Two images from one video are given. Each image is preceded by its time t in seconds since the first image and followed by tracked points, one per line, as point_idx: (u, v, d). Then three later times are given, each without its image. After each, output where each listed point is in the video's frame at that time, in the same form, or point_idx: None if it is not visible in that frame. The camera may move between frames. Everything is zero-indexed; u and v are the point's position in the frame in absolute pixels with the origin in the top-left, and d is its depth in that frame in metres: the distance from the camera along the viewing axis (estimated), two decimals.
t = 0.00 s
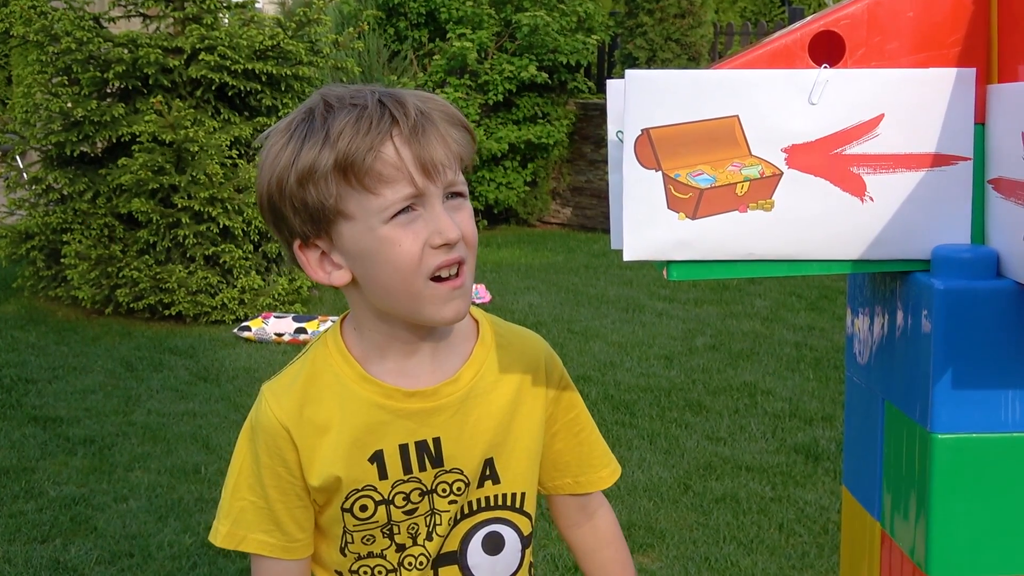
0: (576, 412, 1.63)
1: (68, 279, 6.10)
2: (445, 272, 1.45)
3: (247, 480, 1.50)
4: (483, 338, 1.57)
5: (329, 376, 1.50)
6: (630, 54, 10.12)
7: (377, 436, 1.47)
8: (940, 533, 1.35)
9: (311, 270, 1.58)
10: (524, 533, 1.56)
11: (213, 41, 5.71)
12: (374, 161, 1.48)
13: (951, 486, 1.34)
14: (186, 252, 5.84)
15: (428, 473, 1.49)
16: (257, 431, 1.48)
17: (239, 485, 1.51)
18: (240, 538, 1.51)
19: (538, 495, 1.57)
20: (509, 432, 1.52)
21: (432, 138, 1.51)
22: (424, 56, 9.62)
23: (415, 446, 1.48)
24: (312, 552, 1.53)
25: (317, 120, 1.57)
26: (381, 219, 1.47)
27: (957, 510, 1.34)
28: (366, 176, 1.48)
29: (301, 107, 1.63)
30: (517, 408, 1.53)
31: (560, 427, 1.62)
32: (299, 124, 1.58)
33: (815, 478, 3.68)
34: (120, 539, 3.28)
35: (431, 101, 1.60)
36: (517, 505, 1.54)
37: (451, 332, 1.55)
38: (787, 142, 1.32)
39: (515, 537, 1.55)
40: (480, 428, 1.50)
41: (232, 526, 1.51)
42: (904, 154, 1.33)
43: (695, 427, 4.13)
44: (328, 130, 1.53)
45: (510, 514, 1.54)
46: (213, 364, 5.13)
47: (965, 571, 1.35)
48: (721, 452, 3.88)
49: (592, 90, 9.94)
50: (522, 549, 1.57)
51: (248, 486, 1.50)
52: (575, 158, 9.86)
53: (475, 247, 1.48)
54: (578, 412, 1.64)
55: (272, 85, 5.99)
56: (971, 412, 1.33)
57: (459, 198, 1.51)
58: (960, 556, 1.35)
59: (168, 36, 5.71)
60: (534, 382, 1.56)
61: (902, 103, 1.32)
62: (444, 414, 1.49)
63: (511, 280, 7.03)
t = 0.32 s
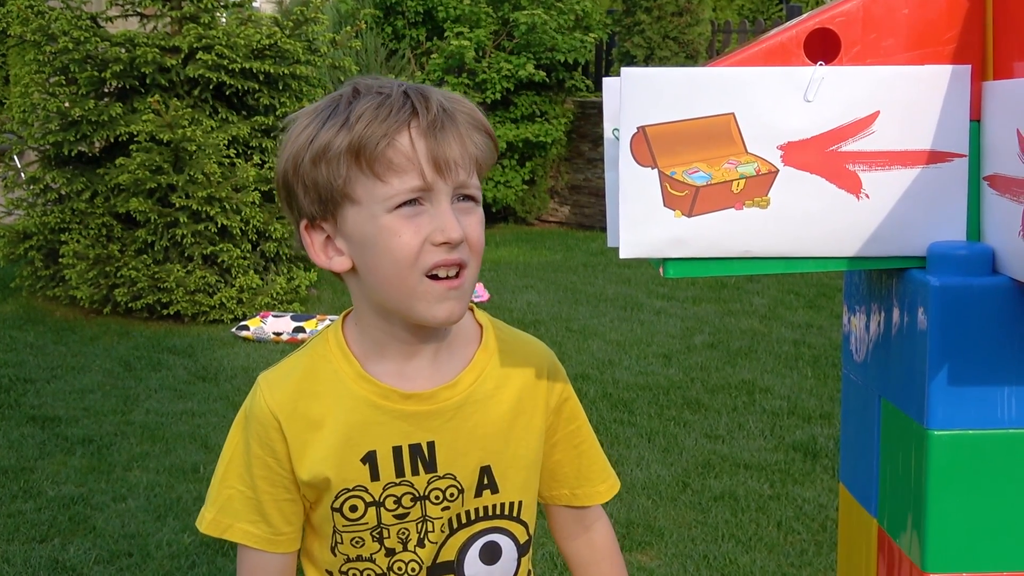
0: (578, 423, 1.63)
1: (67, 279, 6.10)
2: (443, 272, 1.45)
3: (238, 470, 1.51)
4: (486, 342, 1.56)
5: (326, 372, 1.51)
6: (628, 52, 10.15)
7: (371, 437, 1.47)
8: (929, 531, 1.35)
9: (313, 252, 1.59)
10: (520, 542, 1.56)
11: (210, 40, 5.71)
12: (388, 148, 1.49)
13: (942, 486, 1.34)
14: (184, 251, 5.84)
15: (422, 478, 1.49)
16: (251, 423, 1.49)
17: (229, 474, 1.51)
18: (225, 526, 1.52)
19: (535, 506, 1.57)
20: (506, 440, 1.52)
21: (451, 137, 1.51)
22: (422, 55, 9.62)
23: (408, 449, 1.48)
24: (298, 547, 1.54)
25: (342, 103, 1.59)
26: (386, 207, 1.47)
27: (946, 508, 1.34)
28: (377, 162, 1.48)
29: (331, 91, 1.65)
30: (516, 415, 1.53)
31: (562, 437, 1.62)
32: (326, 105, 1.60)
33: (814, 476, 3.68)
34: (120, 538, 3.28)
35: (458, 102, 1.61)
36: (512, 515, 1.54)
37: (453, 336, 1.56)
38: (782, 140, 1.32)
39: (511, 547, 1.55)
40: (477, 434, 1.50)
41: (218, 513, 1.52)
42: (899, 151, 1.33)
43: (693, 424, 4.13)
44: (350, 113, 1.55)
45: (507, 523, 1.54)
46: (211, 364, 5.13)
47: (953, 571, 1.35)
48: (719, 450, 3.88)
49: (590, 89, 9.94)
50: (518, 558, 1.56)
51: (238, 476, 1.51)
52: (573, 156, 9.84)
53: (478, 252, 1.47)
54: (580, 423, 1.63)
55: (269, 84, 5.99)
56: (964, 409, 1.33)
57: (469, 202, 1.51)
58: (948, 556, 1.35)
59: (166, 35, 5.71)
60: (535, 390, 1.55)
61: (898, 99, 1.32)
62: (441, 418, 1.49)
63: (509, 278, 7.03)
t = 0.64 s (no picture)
0: (584, 437, 1.61)
1: (66, 278, 6.11)
2: (464, 275, 1.45)
3: (240, 466, 1.53)
4: (494, 350, 1.56)
5: (333, 372, 1.52)
6: (626, 50, 10.17)
7: (373, 442, 1.48)
8: (924, 526, 1.35)
9: (334, 241, 1.59)
10: (519, 553, 1.56)
11: (209, 40, 5.70)
12: (425, 143, 1.49)
13: (938, 484, 1.34)
14: (183, 251, 5.84)
15: (422, 485, 1.49)
16: (256, 419, 1.51)
17: (231, 468, 1.54)
18: (223, 520, 1.54)
19: (535, 516, 1.57)
20: (510, 452, 1.51)
21: (488, 140, 1.51)
22: (421, 53, 9.63)
23: (411, 456, 1.48)
24: (297, 543, 1.56)
25: (382, 95, 1.60)
26: (414, 202, 1.48)
27: (942, 504, 1.34)
28: (412, 156, 1.49)
29: (373, 83, 1.67)
30: (520, 427, 1.52)
31: (566, 450, 1.60)
32: (367, 95, 1.61)
33: (812, 473, 3.68)
34: (119, 537, 3.29)
35: (499, 107, 1.62)
36: (513, 525, 1.54)
37: (465, 341, 1.55)
38: (778, 138, 1.32)
39: (511, 558, 1.55)
40: (480, 444, 1.50)
41: (218, 506, 1.54)
42: (894, 148, 1.34)
43: (692, 423, 4.14)
44: (391, 105, 1.56)
45: (508, 534, 1.54)
46: (211, 363, 5.14)
47: (946, 565, 1.36)
48: (718, 448, 3.89)
49: (588, 87, 9.94)
50: (517, 569, 1.56)
51: (240, 471, 1.53)
52: (572, 155, 9.81)
53: (502, 259, 1.48)
54: (586, 436, 1.61)
55: (267, 84, 5.99)
56: (959, 405, 1.33)
57: (496, 207, 1.51)
58: (940, 549, 1.35)
59: (164, 35, 5.71)
60: (540, 402, 1.54)
61: (892, 97, 1.33)
62: (444, 427, 1.49)
63: (509, 277, 7.03)
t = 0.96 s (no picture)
0: (594, 453, 1.62)
1: (65, 279, 6.11)
2: (479, 281, 1.45)
3: (253, 469, 1.54)
4: (511, 367, 1.57)
5: (350, 380, 1.53)
6: (624, 49, 10.19)
7: (387, 453, 1.50)
8: (919, 523, 1.36)
9: (355, 242, 1.60)
10: (527, 565, 1.58)
11: (207, 40, 5.70)
12: (445, 147, 1.50)
13: (935, 479, 1.34)
14: (183, 252, 5.85)
15: (435, 499, 1.51)
16: (270, 423, 1.52)
17: (243, 473, 1.55)
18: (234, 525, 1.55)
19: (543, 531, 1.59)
20: (522, 468, 1.53)
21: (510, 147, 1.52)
22: (419, 53, 9.64)
23: (425, 468, 1.50)
24: (307, 548, 1.57)
25: (409, 99, 1.61)
26: (431, 205, 1.48)
27: (937, 503, 1.35)
28: (431, 158, 1.50)
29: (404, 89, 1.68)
30: (534, 443, 1.54)
31: (575, 465, 1.61)
32: (395, 100, 1.63)
33: (811, 472, 3.68)
34: (119, 538, 3.29)
35: (526, 116, 1.62)
36: (523, 539, 1.56)
37: (482, 354, 1.56)
38: (773, 136, 1.32)
39: (520, 571, 1.57)
40: (494, 460, 1.52)
41: (229, 511, 1.56)
42: (889, 147, 1.33)
43: (691, 422, 4.14)
44: (415, 109, 1.57)
45: (517, 547, 1.56)
46: (210, 363, 5.14)
47: (940, 563, 1.36)
48: (718, 447, 3.88)
49: (587, 86, 9.94)
50: None
51: (252, 474, 1.54)
52: (571, 154, 9.79)
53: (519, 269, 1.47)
54: (597, 452, 1.62)
55: (266, 84, 6.00)
56: (955, 401, 1.33)
57: (516, 215, 1.51)
58: (935, 545, 1.35)
59: (163, 35, 5.71)
60: (555, 419, 1.55)
61: (888, 95, 1.33)
62: (459, 442, 1.50)
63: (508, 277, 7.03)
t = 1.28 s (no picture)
0: (617, 477, 1.63)
1: (65, 280, 6.10)
2: (432, 279, 1.47)
3: (288, 438, 1.54)
4: (550, 377, 1.58)
5: (390, 358, 1.54)
6: (624, 49, 10.26)
7: (416, 441, 1.49)
8: (920, 518, 1.35)
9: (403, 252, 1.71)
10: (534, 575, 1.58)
11: (207, 40, 5.69)
12: (410, 154, 1.54)
13: (937, 477, 1.34)
14: (183, 252, 5.85)
15: (453, 493, 1.50)
16: (308, 391, 1.53)
17: (278, 440, 1.55)
18: (263, 491, 1.55)
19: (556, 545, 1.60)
20: (546, 480, 1.52)
21: (468, 145, 1.50)
22: (419, 54, 9.61)
23: (449, 461, 1.50)
24: (327, 527, 1.57)
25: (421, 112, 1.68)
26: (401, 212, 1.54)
27: (939, 498, 1.34)
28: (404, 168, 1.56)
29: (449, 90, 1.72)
30: (561, 458, 1.54)
31: (599, 487, 1.63)
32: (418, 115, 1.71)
33: (812, 472, 3.68)
34: (120, 538, 3.29)
35: (516, 107, 1.58)
36: (536, 551, 1.57)
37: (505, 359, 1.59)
38: (772, 134, 1.30)
39: None
40: (519, 465, 1.51)
41: (259, 477, 1.56)
42: (890, 144, 1.32)
43: (692, 421, 4.13)
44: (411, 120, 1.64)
45: (525, 557, 1.56)
46: (211, 364, 5.14)
47: (942, 561, 1.35)
48: (718, 446, 3.88)
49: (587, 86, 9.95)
50: None
51: (287, 442, 1.55)
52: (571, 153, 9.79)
53: (479, 265, 1.46)
54: (621, 477, 1.64)
55: (265, 84, 6.01)
56: (955, 399, 1.33)
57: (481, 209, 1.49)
58: (936, 542, 1.35)
59: (163, 36, 5.71)
60: (585, 434, 1.56)
61: (888, 93, 1.32)
62: (489, 440, 1.50)
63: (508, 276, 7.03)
